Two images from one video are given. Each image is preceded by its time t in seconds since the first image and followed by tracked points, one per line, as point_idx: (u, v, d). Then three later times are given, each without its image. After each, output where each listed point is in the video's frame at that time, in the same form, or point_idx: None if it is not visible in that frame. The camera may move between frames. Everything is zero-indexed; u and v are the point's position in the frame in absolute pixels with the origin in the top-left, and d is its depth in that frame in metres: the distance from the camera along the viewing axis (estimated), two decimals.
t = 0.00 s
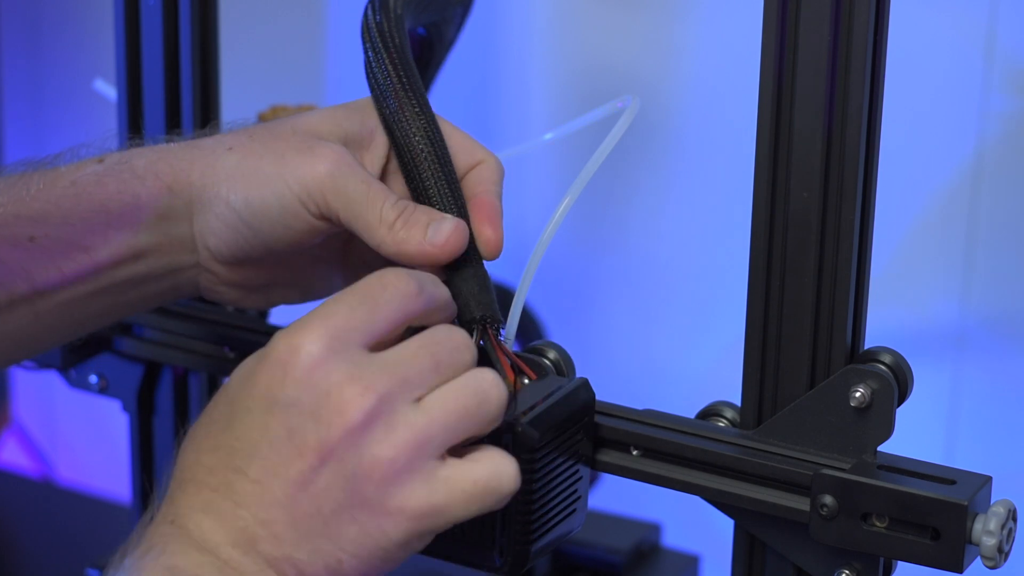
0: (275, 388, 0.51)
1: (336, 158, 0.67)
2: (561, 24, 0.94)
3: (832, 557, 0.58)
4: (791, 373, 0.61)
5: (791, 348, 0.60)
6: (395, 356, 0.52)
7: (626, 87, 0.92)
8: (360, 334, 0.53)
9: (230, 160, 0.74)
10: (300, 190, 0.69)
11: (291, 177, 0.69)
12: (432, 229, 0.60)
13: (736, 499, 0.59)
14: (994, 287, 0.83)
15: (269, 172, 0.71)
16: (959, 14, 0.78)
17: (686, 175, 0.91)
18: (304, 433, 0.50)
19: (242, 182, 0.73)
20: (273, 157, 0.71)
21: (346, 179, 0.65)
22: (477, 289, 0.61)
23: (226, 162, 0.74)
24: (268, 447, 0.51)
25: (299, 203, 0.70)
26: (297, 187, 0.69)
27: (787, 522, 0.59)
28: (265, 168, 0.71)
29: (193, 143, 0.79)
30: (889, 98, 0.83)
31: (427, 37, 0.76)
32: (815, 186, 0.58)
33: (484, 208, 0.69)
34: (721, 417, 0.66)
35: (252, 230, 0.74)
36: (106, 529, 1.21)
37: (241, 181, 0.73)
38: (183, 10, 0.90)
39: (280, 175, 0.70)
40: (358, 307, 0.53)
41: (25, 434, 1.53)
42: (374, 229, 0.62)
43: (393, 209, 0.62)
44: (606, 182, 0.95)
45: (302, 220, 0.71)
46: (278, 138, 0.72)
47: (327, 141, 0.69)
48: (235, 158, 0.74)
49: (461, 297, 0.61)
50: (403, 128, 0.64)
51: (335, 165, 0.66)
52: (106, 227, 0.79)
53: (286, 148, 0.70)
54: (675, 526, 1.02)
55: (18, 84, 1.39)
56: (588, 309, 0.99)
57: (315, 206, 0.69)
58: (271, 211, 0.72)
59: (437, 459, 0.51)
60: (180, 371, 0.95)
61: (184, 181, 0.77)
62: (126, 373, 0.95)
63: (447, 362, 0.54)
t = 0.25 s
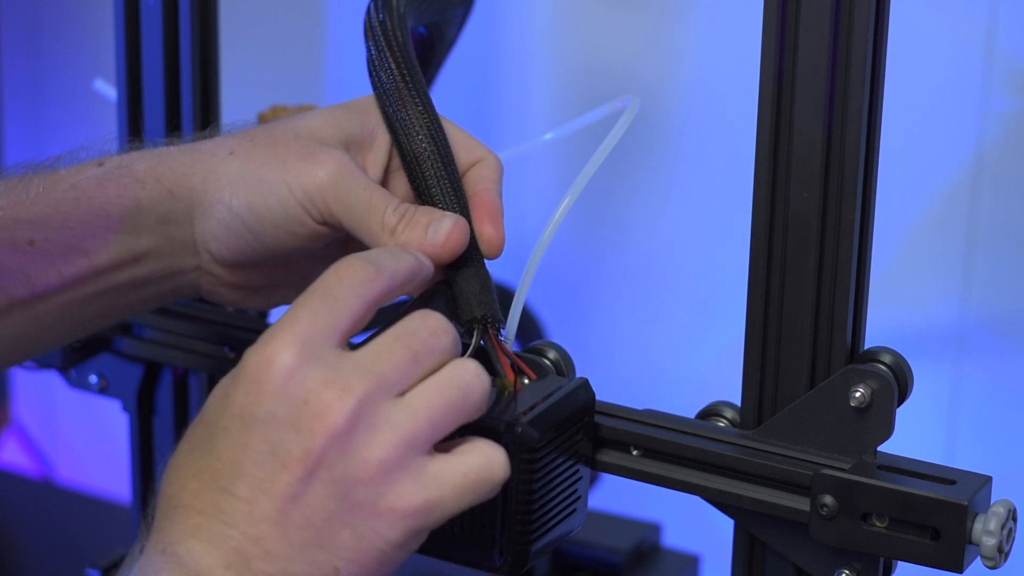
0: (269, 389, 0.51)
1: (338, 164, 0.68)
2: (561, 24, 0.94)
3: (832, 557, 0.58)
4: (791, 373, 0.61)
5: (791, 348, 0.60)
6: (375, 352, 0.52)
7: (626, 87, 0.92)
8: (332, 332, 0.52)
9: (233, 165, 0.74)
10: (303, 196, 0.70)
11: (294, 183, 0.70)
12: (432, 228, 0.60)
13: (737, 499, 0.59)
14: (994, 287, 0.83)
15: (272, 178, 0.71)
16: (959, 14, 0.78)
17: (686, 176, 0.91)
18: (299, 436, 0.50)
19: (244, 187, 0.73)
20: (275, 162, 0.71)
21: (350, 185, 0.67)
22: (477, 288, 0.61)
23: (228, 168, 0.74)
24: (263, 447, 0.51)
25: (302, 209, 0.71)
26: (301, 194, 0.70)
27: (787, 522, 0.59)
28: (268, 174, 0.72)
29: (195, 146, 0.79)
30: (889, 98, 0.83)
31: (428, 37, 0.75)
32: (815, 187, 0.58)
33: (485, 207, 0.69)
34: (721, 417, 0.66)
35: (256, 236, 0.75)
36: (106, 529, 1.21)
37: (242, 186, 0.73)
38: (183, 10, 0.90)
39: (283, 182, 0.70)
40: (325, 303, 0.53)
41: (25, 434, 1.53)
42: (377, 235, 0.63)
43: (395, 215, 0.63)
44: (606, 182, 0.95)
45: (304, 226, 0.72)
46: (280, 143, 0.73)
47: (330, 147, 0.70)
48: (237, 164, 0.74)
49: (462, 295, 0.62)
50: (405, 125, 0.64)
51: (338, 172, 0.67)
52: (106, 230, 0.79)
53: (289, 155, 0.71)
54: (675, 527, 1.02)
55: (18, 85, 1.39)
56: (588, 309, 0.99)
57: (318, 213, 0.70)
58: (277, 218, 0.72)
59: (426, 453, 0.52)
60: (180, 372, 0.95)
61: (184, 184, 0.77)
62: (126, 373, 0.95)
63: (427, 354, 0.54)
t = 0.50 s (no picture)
0: (269, 396, 0.51)
1: (339, 164, 0.67)
2: (561, 23, 0.94)
3: (832, 557, 0.58)
4: (791, 372, 0.61)
5: (791, 348, 0.60)
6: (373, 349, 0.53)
7: (626, 87, 0.92)
8: (332, 343, 0.53)
9: (234, 164, 0.74)
10: (304, 195, 0.69)
11: (295, 182, 0.70)
12: (433, 227, 0.60)
13: (737, 499, 0.59)
14: (994, 287, 0.83)
15: (272, 178, 0.71)
16: (959, 14, 0.79)
17: (686, 176, 0.91)
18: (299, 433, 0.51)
19: (244, 186, 0.73)
20: (276, 161, 0.71)
21: (351, 182, 0.66)
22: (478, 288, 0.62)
23: (229, 167, 0.74)
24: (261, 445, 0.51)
25: (302, 208, 0.71)
26: (301, 192, 0.69)
27: (787, 522, 0.59)
28: (268, 174, 0.71)
29: (195, 145, 0.79)
30: (888, 98, 0.83)
31: (428, 37, 0.75)
32: (815, 187, 0.58)
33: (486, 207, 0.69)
34: (721, 417, 0.66)
35: (257, 237, 0.75)
36: (107, 529, 1.21)
37: (242, 185, 0.73)
38: (183, 10, 0.90)
39: (284, 182, 0.70)
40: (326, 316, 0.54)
41: (25, 434, 1.53)
42: (376, 233, 0.64)
43: (395, 213, 0.63)
44: (605, 182, 0.95)
45: (305, 225, 0.72)
46: (280, 142, 0.73)
47: (331, 147, 0.70)
48: (238, 162, 0.74)
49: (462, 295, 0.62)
50: (407, 125, 0.64)
51: (338, 171, 0.67)
52: (106, 231, 0.79)
53: (290, 153, 0.71)
54: (676, 527, 1.02)
55: (18, 84, 1.39)
56: (587, 309, 0.99)
57: (318, 211, 0.70)
58: (276, 216, 0.72)
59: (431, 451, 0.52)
60: (180, 371, 0.95)
61: (185, 184, 0.77)
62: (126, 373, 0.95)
63: (424, 349, 0.54)
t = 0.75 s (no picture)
0: (274, 404, 0.51)
1: (347, 179, 0.68)
2: (561, 23, 0.94)
3: (832, 557, 0.58)
4: (791, 372, 0.61)
5: (791, 347, 0.60)
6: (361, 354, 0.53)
7: (626, 87, 0.92)
8: (334, 354, 0.54)
9: (241, 177, 0.74)
10: (313, 210, 0.70)
11: (303, 197, 0.70)
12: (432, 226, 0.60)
13: (737, 499, 0.59)
14: (994, 287, 0.83)
15: (280, 193, 0.72)
16: (959, 14, 0.78)
17: (686, 176, 0.91)
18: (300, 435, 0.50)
19: (250, 198, 0.73)
20: (283, 175, 0.71)
21: (358, 193, 0.67)
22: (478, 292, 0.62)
23: (237, 180, 0.74)
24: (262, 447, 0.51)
25: (311, 222, 0.71)
26: (310, 204, 0.70)
27: (787, 522, 0.59)
28: (275, 187, 0.72)
29: (190, 149, 0.78)
30: (889, 98, 0.83)
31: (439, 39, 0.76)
32: (815, 186, 0.58)
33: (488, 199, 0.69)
34: (721, 417, 0.66)
35: (265, 243, 0.76)
36: (107, 530, 1.21)
37: (250, 199, 0.73)
38: (183, 10, 0.90)
39: (291, 196, 0.71)
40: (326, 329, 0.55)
41: (25, 434, 1.53)
42: (384, 242, 0.64)
43: (400, 221, 0.63)
44: (606, 182, 0.95)
45: (314, 238, 0.73)
46: (285, 153, 0.72)
47: (338, 161, 0.70)
48: (244, 176, 0.74)
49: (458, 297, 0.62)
50: (414, 121, 0.65)
51: (345, 186, 0.68)
52: (106, 235, 0.78)
53: (296, 167, 0.71)
54: (676, 527, 1.02)
55: (18, 84, 1.38)
56: (587, 309, 0.99)
57: (327, 227, 0.71)
58: (286, 227, 0.73)
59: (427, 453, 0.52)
60: (180, 372, 0.95)
61: (188, 191, 0.77)
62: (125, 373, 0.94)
63: (408, 346, 0.53)
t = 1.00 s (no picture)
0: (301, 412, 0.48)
1: (344, 190, 0.68)
2: (561, 23, 0.94)
3: (831, 557, 0.58)
4: (791, 372, 0.61)
5: (790, 347, 0.60)
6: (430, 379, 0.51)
7: (626, 87, 0.92)
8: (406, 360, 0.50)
9: (241, 189, 0.74)
10: (312, 221, 0.70)
11: (302, 208, 0.70)
12: (432, 245, 0.62)
13: (737, 499, 0.59)
14: (994, 286, 0.83)
15: (279, 204, 0.71)
16: (959, 14, 0.79)
17: (686, 175, 0.91)
18: (374, 444, 0.47)
19: (251, 208, 0.73)
20: (282, 185, 0.71)
21: (358, 204, 0.67)
22: (468, 292, 0.64)
23: (238, 191, 0.74)
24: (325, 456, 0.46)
25: (311, 233, 0.71)
26: (310, 215, 0.70)
27: (787, 522, 0.59)
28: (273, 197, 0.72)
29: (188, 154, 0.77)
30: (889, 98, 0.83)
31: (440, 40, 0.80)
32: (815, 186, 0.58)
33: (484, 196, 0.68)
34: (721, 417, 0.66)
35: (265, 251, 0.75)
36: (107, 530, 1.21)
37: (251, 213, 0.73)
38: (183, 10, 0.90)
39: (290, 207, 0.71)
40: (382, 335, 0.51)
41: (25, 434, 1.53)
42: (385, 255, 0.66)
43: (398, 233, 0.64)
44: (606, 182, 0.95)
45: (315, 247, 0.73)
46: (282, 161, 0.71)
47: (334, 168, 0.69)
48: (244, 187, 0.73)
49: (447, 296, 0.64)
50: (407, 121, 0.65)
51: (343, 198, 0.68)
52: (105, 239, 0.79)
53: (294, 177, 0.70)
54: (676, 527, 1.02)
55: (18, 84, 1.38)
56: (588, 309, 0.99)
57: (328, 237, 0.71)
58: (286, 236, 0.73)
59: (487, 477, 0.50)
60: (180, 372, 0.95)
61: (188, 200, 0.76)
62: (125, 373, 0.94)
63: (473, 369, 0.52)
